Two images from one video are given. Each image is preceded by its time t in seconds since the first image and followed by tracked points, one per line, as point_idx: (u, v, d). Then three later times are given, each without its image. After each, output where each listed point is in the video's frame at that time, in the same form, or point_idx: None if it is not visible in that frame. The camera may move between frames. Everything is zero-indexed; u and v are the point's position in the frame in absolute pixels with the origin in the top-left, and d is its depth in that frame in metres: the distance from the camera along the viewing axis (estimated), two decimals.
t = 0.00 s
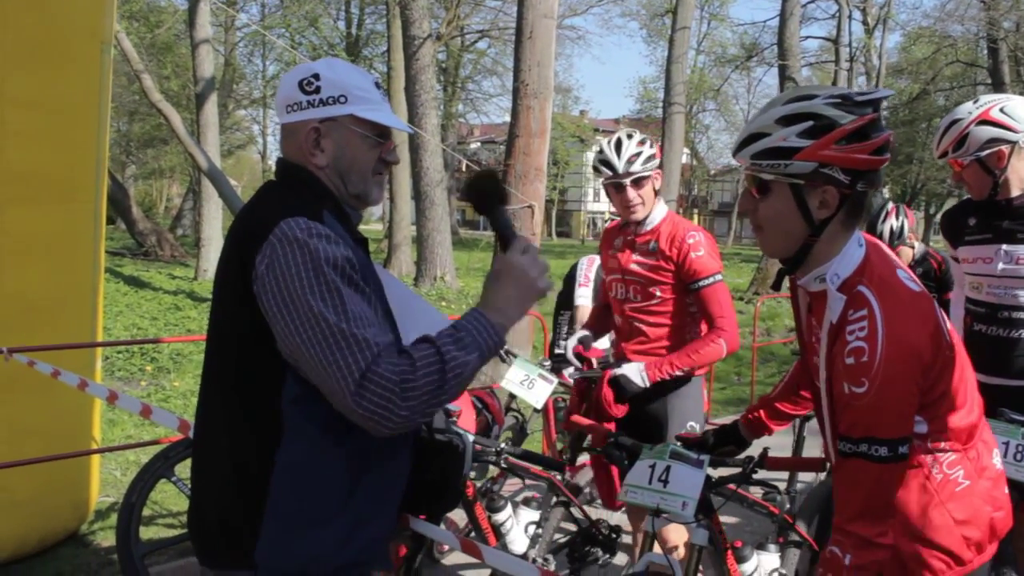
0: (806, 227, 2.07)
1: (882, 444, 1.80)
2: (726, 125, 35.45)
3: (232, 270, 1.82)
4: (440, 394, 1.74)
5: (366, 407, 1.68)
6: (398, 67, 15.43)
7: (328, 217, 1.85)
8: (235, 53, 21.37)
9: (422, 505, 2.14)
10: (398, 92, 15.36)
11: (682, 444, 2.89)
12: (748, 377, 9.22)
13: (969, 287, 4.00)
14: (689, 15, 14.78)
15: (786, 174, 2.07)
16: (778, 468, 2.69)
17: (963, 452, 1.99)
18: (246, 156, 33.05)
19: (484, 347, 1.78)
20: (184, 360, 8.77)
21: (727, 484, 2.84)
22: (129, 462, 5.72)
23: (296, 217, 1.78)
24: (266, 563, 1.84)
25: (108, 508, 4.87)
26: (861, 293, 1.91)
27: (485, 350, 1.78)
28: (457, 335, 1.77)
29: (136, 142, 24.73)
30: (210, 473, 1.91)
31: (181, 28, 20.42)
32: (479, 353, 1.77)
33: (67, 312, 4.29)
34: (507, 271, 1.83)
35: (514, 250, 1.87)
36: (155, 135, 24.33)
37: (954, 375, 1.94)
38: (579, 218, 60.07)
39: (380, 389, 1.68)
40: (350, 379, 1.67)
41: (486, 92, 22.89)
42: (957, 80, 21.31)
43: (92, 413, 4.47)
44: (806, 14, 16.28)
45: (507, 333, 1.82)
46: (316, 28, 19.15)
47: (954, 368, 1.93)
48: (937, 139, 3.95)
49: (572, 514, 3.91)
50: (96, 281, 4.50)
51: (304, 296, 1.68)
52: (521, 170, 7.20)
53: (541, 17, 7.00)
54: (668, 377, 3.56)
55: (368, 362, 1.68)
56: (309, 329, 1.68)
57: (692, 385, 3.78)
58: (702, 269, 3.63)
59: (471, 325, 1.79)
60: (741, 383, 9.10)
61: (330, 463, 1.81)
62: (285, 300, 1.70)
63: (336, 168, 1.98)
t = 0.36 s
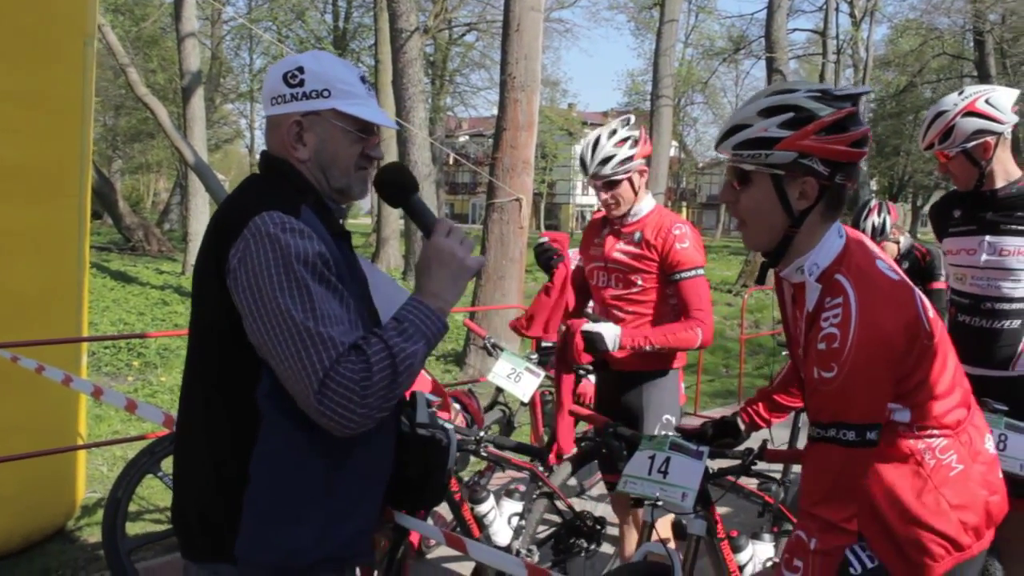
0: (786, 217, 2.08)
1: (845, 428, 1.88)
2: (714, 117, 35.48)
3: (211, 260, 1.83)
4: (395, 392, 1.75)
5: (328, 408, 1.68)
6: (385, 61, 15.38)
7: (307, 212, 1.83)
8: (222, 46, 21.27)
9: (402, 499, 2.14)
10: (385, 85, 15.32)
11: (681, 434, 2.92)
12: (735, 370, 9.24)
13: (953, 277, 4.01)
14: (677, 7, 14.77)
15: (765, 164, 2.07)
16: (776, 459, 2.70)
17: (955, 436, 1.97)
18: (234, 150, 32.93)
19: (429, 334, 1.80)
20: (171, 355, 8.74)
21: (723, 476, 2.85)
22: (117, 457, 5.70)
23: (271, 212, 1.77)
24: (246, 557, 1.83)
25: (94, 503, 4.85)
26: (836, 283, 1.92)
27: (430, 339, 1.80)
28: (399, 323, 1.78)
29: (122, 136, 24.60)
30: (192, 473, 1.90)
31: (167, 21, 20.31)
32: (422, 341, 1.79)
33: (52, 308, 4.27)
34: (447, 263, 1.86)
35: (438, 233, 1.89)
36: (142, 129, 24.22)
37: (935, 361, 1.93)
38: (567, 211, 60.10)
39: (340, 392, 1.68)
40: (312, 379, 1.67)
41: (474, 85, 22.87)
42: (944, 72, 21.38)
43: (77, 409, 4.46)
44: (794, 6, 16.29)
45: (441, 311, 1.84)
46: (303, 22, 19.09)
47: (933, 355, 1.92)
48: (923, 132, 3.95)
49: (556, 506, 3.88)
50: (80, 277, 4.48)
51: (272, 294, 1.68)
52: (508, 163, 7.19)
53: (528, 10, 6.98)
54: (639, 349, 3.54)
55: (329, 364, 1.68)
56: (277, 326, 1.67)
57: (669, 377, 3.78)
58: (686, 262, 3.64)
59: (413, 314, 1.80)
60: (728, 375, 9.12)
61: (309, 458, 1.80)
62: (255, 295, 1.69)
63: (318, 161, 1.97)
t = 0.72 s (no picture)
0: (769, 201, 2.08)
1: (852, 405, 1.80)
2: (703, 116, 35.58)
3: (198, 253, 1.81)
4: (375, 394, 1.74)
5: (313, 407, 1.68)
6: (373, 58, 15.36)
7: (293, 208, 1.83)
8: (210, 43, 21.22)
9: (389, 496, 2.13)
10: (374, 83, 15.29)
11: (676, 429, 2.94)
12: (724, 368, 9.27)
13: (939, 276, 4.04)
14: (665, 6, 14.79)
15: (749, 148, 2.08)
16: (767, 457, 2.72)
17: (936, 433, 1.97)
18: (222, 147, 32.83)
19: (414, 334, 1.80)
20: (157, 353, 8.71)
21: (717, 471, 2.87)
22: (103, 455, 5.68)
23: (257, 207, 1.76)
24: (229, 554, 1.84)
25: (80, 502, 4.83)
26: (821, 272, 1.91)
27: (414, 338, 1.80)
28: (384, 324, 1.77)
29: (109, 134, 24.51)
30: (175, 467, 1.89)
31: (155, 18, 20.25)
32: (407, 341, 1.78)
33: (37, 306, 4.25)
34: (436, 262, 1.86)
35: (423, 235, 1.89)
36: (130, 126, 24.14)
37: (922, 349, 1.95)
38: (556, 209, 60.14)
39: (324, 391, 1.68)
40: (296, 376, 1.67)
41: (463, 84, 22.86)
42: (931, 71, 21.49)
43: (62, 406, 4.44)
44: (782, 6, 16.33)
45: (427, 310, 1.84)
46: (291, 19, 19.10)
47: (919, 344, 1.93)
48: (908, 130, 3.94)
49: (542, 504, 3.92)
50: (66, 275, 4.46)
51: (257, 288, 1.67)
52: (496, 161, 7.18)
53: (517, 8, 6.97)
54: (610, 345, 3.59)
55: (314, 361, 1.67)
56: (262, 322, 1.66)
57: (649, 377, 3.78)
58: (666, 263, 3.63)
59: (396, 314, 1.79)
60: (717, 373, 9.15)
61: (293, 454, 1.80)
62: (240, 290, 1.69)
63: (305, 158, 1.95)
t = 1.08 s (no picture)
0: (748, 209, 2.09)
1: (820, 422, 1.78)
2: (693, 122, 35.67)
3: (194, 254, 1.80)
4: (370, 396, 1.73)
5: (309, 410, 1.67)
6: (364, 61, 15.33)
7: (287, 210, 1.82)
8: (201, 45, 21.17)
9: (387, 495, 2.12)
10: (365, 86, 15.27)
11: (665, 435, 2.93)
12: (713, 373, 9.28)
13: (929, 282, 4.05)
14: (656, 12, 14.82)
15: (726, 156, 2.09)
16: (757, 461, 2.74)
17: (915, 439, 1.97)
18: (212, 150, 32.74)
19: (408, 336, 1.80)
20: (146, 356, 8.67)
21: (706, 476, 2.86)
22: (90, 458, 5.65)
23: (252, 209, 1.76)
24: (221, 556, 1.84)
25: (66, 506, 4.81)
26: (804, 280, 1.91)
27: (408, 339, 1.80)
28: (380, 325, 1.77)
29: (98, 135, 24.41)
30: (169, 462, 1.88)
31: (145, 20, 20.19)
32: (400, 343, 1.78)
33: (24, 307, 4.22)
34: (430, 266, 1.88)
35: (415, 238, 1.90)
36: (119, 128, 24.06)
37: (902, 357, 1.94)
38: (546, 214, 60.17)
39: (324, 392, 1.67)
40: (292, 379, 1.66)
41: (454, 88, 22.84)
42: (920, 79, 21.59)
43: (49, 409, 4.41)
44: (773, 12, 16.38)
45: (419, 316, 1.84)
46: (282, 22, 19.07)
47: (899, 352, 1.93)
48: (899, 140, 3.92)
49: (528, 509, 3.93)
50: (54, 276, 4.44)
51: (253, 289, 1.67)
52: (487, 165, 7.18)
53: (508, 13, 6.97)
54: (601, 355, 3.58)
55: (311, 360, 1.67)
56: (259, 323, 1.65)
57: (638, 382, 3.78)
58: (652, 267, 3.63)
59: (392, 315, 1.80)
60: (706, 379, 9.16)
61: (284, 456, 1.79)
62: (237, 291, 1.68)
63: (299, 159, 1.93)
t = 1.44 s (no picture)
0: (735, 228, 2.10)
1: (847, 436, 1.84)
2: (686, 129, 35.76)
3: (197, 259, 1.78)
4: (371, 401, 1.73)
5: (312, 417, 1.67)
6: (359, 64, 15.32)
7: (291, 214, 1.81)
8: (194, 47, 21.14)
9: (382, 502, 2.12)
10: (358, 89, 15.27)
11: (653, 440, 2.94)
12: (704, 380, 9.30)
13: (922, 290, 4.07)
14: (650, 19, 14.85)
15: (713, 176, 2.10)
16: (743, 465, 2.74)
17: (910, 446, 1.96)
18: (204, 152, 32.67)
19: (409, 340, 1.80)
20: (136, 358, 8.64)
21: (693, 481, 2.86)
22: (79, 460, 5.63)
23: (255, 213, 1.74)
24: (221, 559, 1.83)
25: (55, 508, 4.78)
26: (801, 298, 1.91)
27: (411, 344, 1.80)
28: (380, 329, 1.77)
29: (90, 137, 24.35)
30: (167, 466, 1.86)
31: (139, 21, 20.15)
32: (403, 347, 1.78)
33: (16, 307, 4.20)
34: (419, 266, 1.88)
35: (416, 243, 1.91)
36: (111, 129, 24.00)
37: (896, 368, 1.96)
38: (538, 219, 60.19)
39: (326, 397, 1.67)
40: (296, 386, 1.65)
41: (447, 92, 22.85)
42: (912, 88, 21.69)
43: (39, 410, 4.39)
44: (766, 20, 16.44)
45: (418, 318, 1.84)
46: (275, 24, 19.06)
47: (894, 364, 1.94)
48: (891, 150, 3.92)
49: (519, 513, 3.89)
50: (45, 277, 4.42)
51: (256, 295, 1.65)
52: (480, 170, 7.19)
53: (502, 17, 6.97)
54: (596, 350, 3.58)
55: (314, 366, 1.66)
56: (262, 331, 1.65)
57: (629, 387, 3.79)
58: (644, 271, 3.64)
59: (392, 319, 1.79)
60: (698, 385, 9.18)
61: (286, 460, 1.79)
62: (240, 297, 1.66)
63: (303, 163, 1.91)
